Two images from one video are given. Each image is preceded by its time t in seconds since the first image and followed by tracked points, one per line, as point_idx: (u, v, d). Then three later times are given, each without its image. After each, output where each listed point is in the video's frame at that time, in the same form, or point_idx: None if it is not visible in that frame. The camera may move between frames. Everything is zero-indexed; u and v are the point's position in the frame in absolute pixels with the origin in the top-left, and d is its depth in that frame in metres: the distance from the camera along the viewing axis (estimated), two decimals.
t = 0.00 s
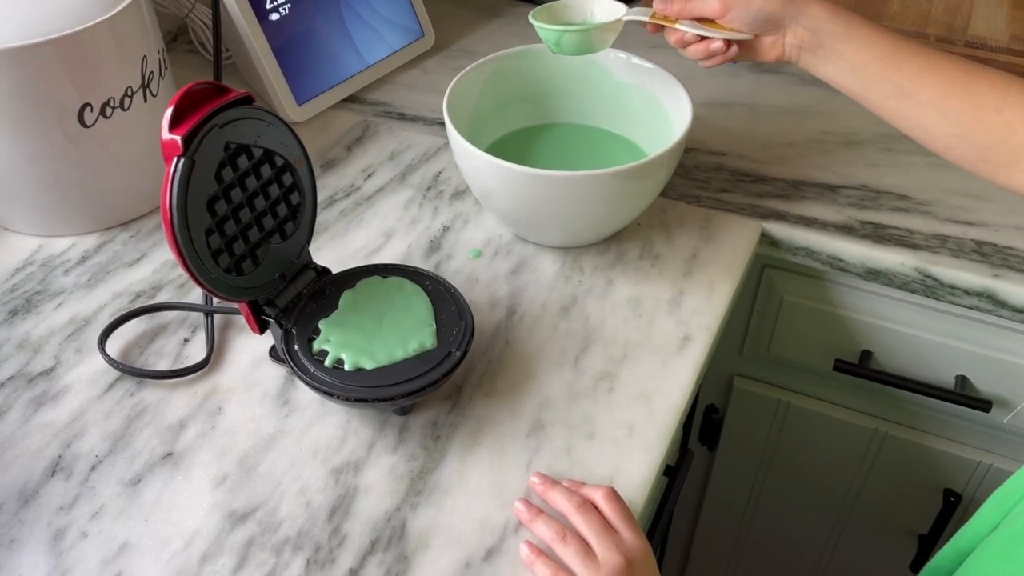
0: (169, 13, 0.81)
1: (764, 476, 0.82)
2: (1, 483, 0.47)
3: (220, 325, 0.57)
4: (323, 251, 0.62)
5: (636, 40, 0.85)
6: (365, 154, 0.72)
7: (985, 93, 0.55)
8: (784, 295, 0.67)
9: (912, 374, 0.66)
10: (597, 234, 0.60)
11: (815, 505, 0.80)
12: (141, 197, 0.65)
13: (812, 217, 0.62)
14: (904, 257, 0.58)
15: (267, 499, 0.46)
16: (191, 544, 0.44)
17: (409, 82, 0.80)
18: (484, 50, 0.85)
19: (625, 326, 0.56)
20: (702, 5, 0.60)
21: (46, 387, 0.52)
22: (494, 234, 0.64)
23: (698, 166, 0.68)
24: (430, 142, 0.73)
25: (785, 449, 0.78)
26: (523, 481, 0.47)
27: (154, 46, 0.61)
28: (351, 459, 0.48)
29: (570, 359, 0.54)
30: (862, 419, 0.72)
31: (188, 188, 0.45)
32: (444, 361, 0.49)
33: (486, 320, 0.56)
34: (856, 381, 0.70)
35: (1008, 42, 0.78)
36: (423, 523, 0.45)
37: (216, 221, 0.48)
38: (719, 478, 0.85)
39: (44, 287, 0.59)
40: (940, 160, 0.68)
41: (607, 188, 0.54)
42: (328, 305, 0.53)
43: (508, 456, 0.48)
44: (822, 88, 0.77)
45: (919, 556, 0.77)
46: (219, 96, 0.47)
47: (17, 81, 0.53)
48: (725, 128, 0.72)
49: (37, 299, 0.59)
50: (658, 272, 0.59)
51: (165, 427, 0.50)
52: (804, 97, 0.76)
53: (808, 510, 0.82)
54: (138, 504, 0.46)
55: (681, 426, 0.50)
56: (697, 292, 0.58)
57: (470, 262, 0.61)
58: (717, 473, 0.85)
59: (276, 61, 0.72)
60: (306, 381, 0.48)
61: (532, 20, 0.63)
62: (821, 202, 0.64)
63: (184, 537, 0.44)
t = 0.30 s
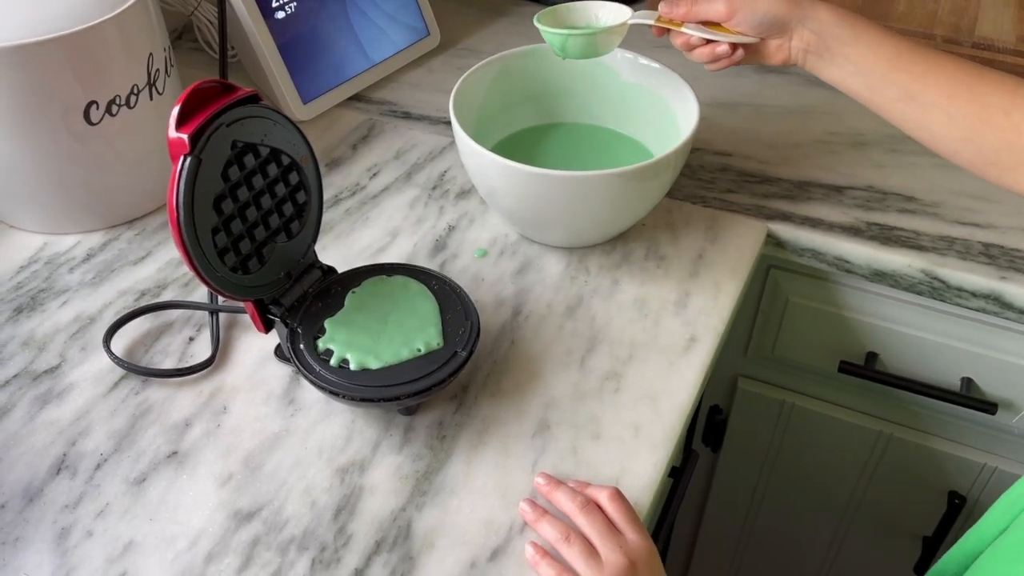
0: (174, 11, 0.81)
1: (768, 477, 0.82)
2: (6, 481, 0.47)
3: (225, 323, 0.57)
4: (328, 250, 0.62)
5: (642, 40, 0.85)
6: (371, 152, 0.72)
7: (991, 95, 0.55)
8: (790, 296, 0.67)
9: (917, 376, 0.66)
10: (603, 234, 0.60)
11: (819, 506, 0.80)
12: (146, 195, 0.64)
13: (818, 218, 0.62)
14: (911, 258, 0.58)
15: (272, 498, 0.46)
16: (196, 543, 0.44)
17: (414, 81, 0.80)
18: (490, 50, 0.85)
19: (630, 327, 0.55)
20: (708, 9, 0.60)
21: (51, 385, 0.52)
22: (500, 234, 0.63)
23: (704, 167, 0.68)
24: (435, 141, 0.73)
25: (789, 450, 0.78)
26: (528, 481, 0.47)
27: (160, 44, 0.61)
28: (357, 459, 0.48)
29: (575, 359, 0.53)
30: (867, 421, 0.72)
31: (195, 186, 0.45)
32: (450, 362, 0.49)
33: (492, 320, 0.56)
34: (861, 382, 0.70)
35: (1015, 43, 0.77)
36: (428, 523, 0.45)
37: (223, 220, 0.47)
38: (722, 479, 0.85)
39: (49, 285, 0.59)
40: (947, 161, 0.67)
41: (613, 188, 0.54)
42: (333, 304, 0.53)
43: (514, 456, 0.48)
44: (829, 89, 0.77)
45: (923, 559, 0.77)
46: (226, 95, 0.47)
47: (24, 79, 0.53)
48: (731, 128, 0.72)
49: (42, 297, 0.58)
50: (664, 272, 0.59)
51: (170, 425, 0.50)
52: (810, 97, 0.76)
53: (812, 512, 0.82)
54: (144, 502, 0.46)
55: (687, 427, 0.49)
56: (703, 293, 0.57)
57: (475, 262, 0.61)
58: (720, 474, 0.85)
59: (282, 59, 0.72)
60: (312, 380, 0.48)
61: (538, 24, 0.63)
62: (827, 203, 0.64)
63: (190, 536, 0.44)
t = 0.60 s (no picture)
0: (180, 9, 0.81)
1: (771, 477, 0.82)
2: (12, 479, 0.47)
3: (230, 322, 0.57)
4: (333, 249, 0.62)
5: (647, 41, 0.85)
6: (376, 152, 0.72)
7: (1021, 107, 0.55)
8: (794, 297, 0.67)
9: (922, 378, 0.66)
10: (608, 235, 0.60)
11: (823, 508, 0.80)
12: (151, 194, 0.64)
13: (823, 219, 0.62)
14: (916, 260, 0.58)
15: (278, 497, 0.46)
16: (202, 541, 0.44)
17: (419, 81, 0.80)
18: (495, 49, 0.85)
19: (635, 327, 0.55)
20: (737, 19, 0.62)
21: (57, 383, 0.52)
22: (505, 234, 0.63)
23: (709, 167, 0.68)
24: (440, 141, 0.73)
25: (793, 451, 0.78)
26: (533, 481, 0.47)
27: (167, 42, 0.61)
28: (362, 458, 0.48)
29: (580, 359, 0.54)
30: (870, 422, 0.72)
31: (202, 184, 0.45)
32: (455, 361, 0.49)
33: (496, 320, 0.56)
34: (865, 383, 0.70)
35: (1021, 45, 0.77)
36: (434, 522, 0.45)
37: (229, 218, 0.47)
38: (725, 479, 0.85)
39: (55, 283, 0.60)
40: (952, 163, 0.67)
41: (619, 189, 0.54)
42: (339, 303, 0.53)
43: (519, 456, 0.48)
44: (834, 90, 0.77)
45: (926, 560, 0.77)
46: (232, 94, 0.47)
47: (30, 77, 0.53)
48: (736, 129, 0.72)
49: (48, 295, 0.59)
50: (669, 273, 0.59)
51: (176, 423, 0.50)
52: (816, 98, 0.76)
53: (816, 512, 0.82)
54: (149, 500, 0.46)
55: (692, 427, 0.49)
56: (708, 293, 0.57)
57: (480, 262, 0.61)
58: (723, 474, 0.85)
59: (287, 59, 0.72)
60: (317, 380, 0.48)
61: (565, 30, 0.63)
62: (832, 204, 0.64)
63: (195, 535, 0.44)
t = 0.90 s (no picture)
0: (189, 9, 0.81)
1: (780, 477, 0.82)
2: (24, 478, 0.47)
3: (241, 322, 0.57)
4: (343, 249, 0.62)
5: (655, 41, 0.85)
6: (385, 152, 0.72)
7: None
8: (804, 297, 0.67)
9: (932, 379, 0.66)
10: (619, 235, 0.59)
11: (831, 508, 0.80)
12: (162, 194, 0.65)
13: (834, 220, 0.62)
14: (927, 261, 0.58)
15: (290, 497, 0.46)
16: (215, 542, 0.44)
17: (428, 81, 0.80)
18: (504, 49, 0.85)
19: (647, 328, 0.55)
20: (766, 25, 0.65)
21: (68, 383, 0.52)
22: (515, 234, 0.63)
23: (719, 168, 0.68)
24: (449, 140, 0.73)
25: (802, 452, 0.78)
26: (546, 482, 0.47)
27: (178, 42, 0.61)
28: (374, 459, 0.48)
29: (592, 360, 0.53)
30: (880, 422, 0.72)
31: (216, 184, 0.45)
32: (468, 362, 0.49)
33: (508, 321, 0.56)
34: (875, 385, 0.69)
35: None
36: (447, 524, 0.45)
37: (242, 219, 0.47)
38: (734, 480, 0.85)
39: (66, 282, 0.60)
40: (963, 164, 0.67)
41: (632, 189, 0.54)
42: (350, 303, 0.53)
43: (532, 457, 0.48)
44: (844, 90, 0.77)
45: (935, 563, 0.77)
46: (245, 94, 0.47)
47: (43, 77, 0.53)
48: (746, 129, 0.72)
49: (59, 295, 0.59)
50: (680, 274, 0.59)
51: (188, 424, 0.50)
52: (826, 98, 0.76)
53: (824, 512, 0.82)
54: (161, 501, 0.46)
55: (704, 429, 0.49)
56: (720, 294, 0.57)
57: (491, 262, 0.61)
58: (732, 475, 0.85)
59: (298, 59, 0.72)
60: (329, 380, 0.48)
61: (596, 28, 0.64)
62: (843, 205, 0.63)
63: (208, 535, 0.44)
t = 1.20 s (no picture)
0: (188, 8, 0.81)
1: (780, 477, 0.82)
2: (21, 477, 0.47)
3: (238, 322, 0.57)
4: (341, 249, 0.62)
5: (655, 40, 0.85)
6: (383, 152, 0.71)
7: None
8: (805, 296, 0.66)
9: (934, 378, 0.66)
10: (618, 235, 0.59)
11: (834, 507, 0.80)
12: (159, 193, 0.64)
13: (834, 220, 0.62)
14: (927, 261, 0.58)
15: (287, 496, 0.46)
16: (211, 541, 0.44)
17: (427, 80, 0.80)
18: (503, 49, 0.84)
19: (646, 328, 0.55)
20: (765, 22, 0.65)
21: (65, 382, 0.52)
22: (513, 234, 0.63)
23: (718, 168, 0.68)
24: (448, 140, 0.73)
25: (803, 452, 0.78)
26: (543, 482, 0.47)
27: (176, 40, 0.61)
28: (371, 458, 0.48)
29: (589, 360, 0.53)
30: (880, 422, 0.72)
31: (211, 183, 0.46)
32: (464, 362, 0.49)
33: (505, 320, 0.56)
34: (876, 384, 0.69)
35: None
36: (443, 523, 0.45)
37: (238, 218, 0.49)
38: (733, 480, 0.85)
39: (63, 282, 0.59)
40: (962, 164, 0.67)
41: (630, 189, 0.54)
42: (348, 302, 0.52)
43: (528, 457, 0.48)
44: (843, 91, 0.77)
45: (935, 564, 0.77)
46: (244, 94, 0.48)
47: (42, 75, 0.53)
48: (745, 130, 0.72)
49: (56, 294, 0.59)
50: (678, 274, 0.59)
51: (185, 423, 0.50)
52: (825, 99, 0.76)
53: (825, 512, 0.82)
54: (158, 499, 0.46)
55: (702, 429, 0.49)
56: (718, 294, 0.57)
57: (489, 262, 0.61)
58: (732, 474, 0.84)
59: (296, 58, 0.72)
60: (327, 379, 0.48)
61: (568, 44, 0.64)
62: (843, 205, 0.63)
63: (204, 534, 0.44)
